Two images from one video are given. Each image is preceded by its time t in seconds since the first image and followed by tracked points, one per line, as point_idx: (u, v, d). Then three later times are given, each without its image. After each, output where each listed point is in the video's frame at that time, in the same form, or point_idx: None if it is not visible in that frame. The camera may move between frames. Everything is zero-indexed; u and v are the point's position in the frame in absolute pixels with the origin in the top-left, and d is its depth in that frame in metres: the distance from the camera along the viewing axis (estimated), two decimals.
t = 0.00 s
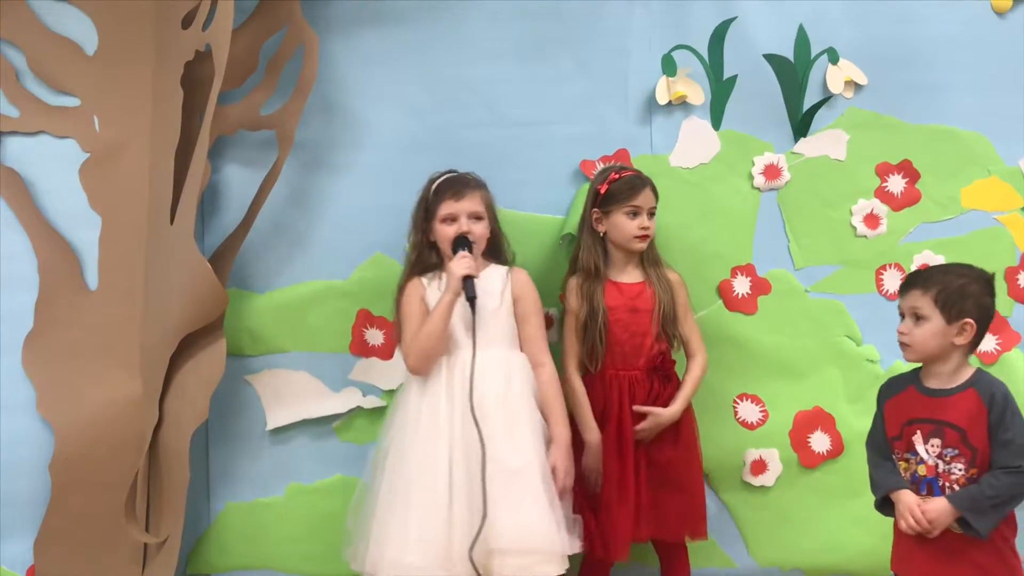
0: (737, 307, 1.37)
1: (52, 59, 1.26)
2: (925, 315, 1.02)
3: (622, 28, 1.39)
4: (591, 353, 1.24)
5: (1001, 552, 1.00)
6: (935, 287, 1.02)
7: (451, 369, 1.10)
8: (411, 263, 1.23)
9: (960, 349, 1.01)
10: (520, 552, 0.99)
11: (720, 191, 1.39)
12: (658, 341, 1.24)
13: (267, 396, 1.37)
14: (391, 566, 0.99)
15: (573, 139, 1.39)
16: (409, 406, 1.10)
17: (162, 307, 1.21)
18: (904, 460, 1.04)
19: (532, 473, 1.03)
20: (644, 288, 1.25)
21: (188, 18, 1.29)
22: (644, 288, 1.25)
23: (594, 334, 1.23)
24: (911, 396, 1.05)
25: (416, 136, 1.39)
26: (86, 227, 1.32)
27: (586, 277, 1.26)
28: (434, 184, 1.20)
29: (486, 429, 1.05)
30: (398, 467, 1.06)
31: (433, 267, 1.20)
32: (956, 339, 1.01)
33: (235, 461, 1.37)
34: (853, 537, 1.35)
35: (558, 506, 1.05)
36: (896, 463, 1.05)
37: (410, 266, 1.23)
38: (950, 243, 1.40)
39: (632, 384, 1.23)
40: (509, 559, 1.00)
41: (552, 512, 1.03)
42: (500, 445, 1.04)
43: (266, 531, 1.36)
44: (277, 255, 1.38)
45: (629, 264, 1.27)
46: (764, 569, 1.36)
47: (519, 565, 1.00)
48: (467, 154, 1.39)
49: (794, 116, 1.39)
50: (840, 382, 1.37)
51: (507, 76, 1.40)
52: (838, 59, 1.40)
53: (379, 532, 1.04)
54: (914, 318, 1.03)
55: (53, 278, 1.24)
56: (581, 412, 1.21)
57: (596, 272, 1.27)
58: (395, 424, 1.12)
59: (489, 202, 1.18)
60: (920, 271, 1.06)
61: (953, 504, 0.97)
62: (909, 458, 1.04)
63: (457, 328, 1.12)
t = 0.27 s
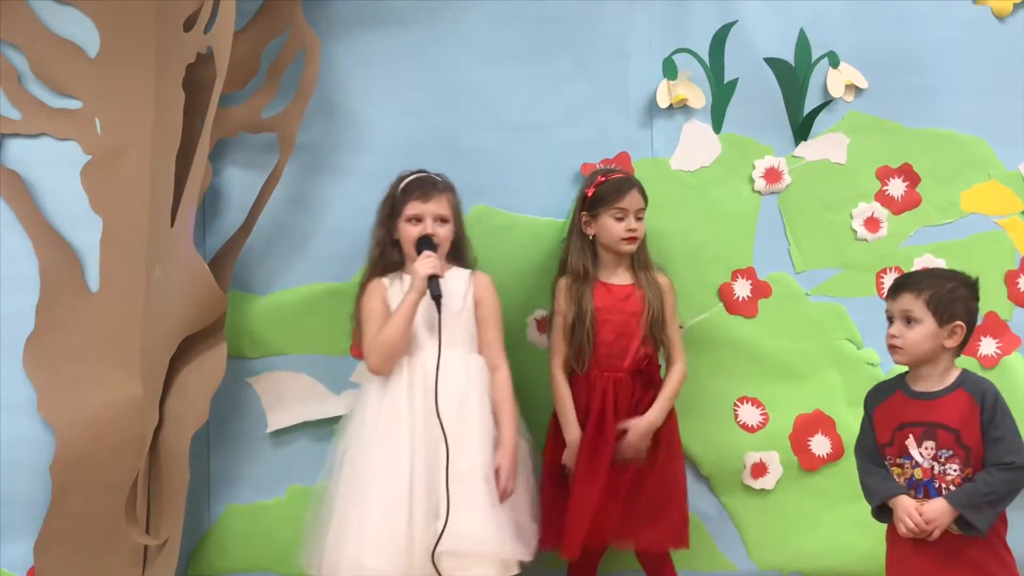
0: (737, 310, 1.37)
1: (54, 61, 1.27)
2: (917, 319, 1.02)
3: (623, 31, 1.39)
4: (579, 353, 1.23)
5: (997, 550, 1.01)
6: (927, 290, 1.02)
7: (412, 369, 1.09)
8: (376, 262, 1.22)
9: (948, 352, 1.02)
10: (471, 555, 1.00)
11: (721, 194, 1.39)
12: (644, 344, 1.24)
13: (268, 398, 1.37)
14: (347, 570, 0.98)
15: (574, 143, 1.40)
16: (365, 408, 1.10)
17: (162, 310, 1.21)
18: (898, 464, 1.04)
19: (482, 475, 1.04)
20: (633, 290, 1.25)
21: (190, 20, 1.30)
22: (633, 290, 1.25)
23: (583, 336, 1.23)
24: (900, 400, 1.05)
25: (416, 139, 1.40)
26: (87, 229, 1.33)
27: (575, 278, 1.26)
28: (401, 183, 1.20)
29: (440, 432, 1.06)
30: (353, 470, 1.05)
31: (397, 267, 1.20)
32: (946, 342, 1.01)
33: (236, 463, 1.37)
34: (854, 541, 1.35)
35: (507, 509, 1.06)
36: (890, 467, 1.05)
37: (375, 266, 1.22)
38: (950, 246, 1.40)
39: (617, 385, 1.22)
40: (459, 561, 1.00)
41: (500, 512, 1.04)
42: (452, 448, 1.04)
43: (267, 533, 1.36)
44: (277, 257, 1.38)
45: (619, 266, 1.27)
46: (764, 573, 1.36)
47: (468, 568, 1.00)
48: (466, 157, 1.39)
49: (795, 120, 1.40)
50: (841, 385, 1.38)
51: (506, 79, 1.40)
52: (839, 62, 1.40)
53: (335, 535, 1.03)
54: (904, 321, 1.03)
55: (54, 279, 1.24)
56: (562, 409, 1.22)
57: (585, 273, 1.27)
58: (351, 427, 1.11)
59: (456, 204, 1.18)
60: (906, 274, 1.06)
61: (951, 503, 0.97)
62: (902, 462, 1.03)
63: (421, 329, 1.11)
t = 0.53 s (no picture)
0: (739, 312, 1.38)
1: (57, 62, 1.27)
2: (927, 321, 1.02)
3: (625, 34, 1.39)
4: (564, 355, 1.24)
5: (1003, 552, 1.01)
6: (937, 293, 1.02)
7: (389, 376, 1.09)
8: (347, 267, 1.22)
9: (957, 354, 1.03)
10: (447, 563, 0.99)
11: (723, 197, 1.39)
12: (630, 352, 1.23)
13: (270, 399, 1.37)
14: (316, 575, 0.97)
15: (575, 145, 1.40)
16: (336, 413, 1.08)
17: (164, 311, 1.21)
18: (906, 465, 1.04)
19: (463, 485, 1.04)
20: (621, 297, 1.24)
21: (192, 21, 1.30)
22: (621, 297, 1.24)
23: (567, 337, 1.23)
24: (907, 400, 1.05)
25: (417, 141, 1.40)
26: (89, 229, 1.33)
27: (563, 280, 1.27)
28: (376, 188, 1.19)
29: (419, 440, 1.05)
30: (326, 474, 1.03)
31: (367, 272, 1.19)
32: (956, 344, 1.02)
33: (237, 464, 1.37)
34: (854, 543, 1.35)
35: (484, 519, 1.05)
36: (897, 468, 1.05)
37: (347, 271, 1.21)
38: (952, 250, 1.40)
39: (603, 392, 1.22)
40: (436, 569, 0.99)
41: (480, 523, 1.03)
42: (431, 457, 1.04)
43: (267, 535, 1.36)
44: (278, 258, 1.38)
45: (608, 271, 1.26)
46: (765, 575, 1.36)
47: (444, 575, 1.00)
48: (467, 158, 1.39)
49: (797, 122, 1.40)
50: (842, 388, 1.38)
51: (508, 81, 1.40)
52: (841, 65, 1.40)
53: (302, 539, 1.01)
54: (914, 324, 1.03)
55: (57, 280, 1.25)
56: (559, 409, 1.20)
57: (571, 276, 1.27)
58: (320, 431, 1.09)
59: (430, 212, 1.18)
60: (912, 277, 1.06)
61: (965, 502, 0.97)
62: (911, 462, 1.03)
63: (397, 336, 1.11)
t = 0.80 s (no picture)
0: (740, 314, 1.38)
1: (58, 64, 1.27)
2: (942, 324, 1.02)
3: (626, 35, 1.40)
4: (562, 358, 1.23)
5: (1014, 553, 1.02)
6: (952, 296, 1.02)
7: (407, 380, 1.08)
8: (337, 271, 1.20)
9: (969, 356, 1.03)
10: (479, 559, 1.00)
11: (724, 199, 1.39)
12: (629, 356, 1.23)
13: (271, 400, 1.37)
14: None
15: (576, 146, 1.40)
16: (351, 416, 1.06)
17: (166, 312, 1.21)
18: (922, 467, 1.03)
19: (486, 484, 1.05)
20: (617, 301, 1.24)
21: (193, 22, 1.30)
22: (617, 301, 1.24)
23: (566, 338, 1.23)
24: (921, 402, 1.05)
25: (418, 142, 1.40)
26: (90, 230, 1.33)
27: (559, 285, 1.27)
28: (374, 191, 1.19)
29: (440, 441, 1.05)
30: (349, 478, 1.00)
31: (363, 276, 1.18)
32: (969, 346, 1.02)
33: (237, 464, 1.37)
34: (855, 545, 1.35)
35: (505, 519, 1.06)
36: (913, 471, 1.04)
37: (338, 274, 1.19)
38: (952, 252, 1.40)
39: (604, 394, 1.22)
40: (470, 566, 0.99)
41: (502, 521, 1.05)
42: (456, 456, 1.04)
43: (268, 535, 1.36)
44: (279, 259, 1.38)
45: (603, 275, 1.26)
46: None
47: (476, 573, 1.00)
48: (469, 160, 1.40)
49: (798, 124, 1.40)
50: (842, 389, 1.38)
51: (509, 82, 1.40)
52: (842, 67, 1.40)
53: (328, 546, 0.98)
54: (928, 326, 1.03)
55: (59, 280, 1.25)
56: (564, 409, 1.20)
57: (567, 280, 1.27)
58: (331, 436, 1.06)
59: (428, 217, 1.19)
60: (925, 277, 1.06)
61: (988, 504, 0.97)
62: (927, 464, 1.03)
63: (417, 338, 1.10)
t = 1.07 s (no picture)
0: (741, 315, 1.38)
1: (59, 65, 1.27)
2: (950, 326, 1.02)
3: (627, 37, 1.40)
4: (571, 354, 1.24)
5: None
6: (961, 298, 1.01)
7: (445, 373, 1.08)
8: (358, 269, 1.15)
9: (977, 357, 1.03)
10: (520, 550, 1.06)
11: (725, 200, 1.39)
12: (642, 351, 1.23)
13: (272, 401, 1.37)
14: None
15: (578, 147, 1.40)
16: (394, 411, 1.04)
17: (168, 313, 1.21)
18: (932, 469, 1.03)
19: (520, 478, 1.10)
20: (629, 297, 1.24)
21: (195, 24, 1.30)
22: (628, 297, 1.24)
23: (575, 335, 1.23)
24: (928, 403, 1.05)
25: (420, 143, 1.40)
26: (91, 231, 1.33)
27: (571, 280, 1.27)
28: (395, 188, 1.16)
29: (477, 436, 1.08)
30: (409, 475, 0.99)
31: (387, 275, 1.15)
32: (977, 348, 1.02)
33: (238, 465, 1.37)
34: (856, 546, 1.35)
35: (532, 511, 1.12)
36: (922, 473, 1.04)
37: (359, 273, 1.15)
38: (953, 253, 1.40)
39: (615, 391, 1.21)
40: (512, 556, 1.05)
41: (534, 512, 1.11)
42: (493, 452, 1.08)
43: (269, 536, 1.36)
44: (281, 259, 1.38)
45: (616, 272, 1.26)
46: None
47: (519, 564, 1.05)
48: (470, 161, 1.40)
49: (798, 126, 1.40)
50: (843, 391, 1.38)
51: (510, 84, 1.40)
52: (843, 68, 1.40)
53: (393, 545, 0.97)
54: (936, 328, 1.02)
55: (60, 281, 1.25)
56: (570, 413, 1.20)
57: (579, 275, 1.27)
58: (371, 431, 1.04)
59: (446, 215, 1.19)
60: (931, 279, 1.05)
61: (999, 506, 0.97)
62: (937, 466, 1.03)
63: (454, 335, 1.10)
